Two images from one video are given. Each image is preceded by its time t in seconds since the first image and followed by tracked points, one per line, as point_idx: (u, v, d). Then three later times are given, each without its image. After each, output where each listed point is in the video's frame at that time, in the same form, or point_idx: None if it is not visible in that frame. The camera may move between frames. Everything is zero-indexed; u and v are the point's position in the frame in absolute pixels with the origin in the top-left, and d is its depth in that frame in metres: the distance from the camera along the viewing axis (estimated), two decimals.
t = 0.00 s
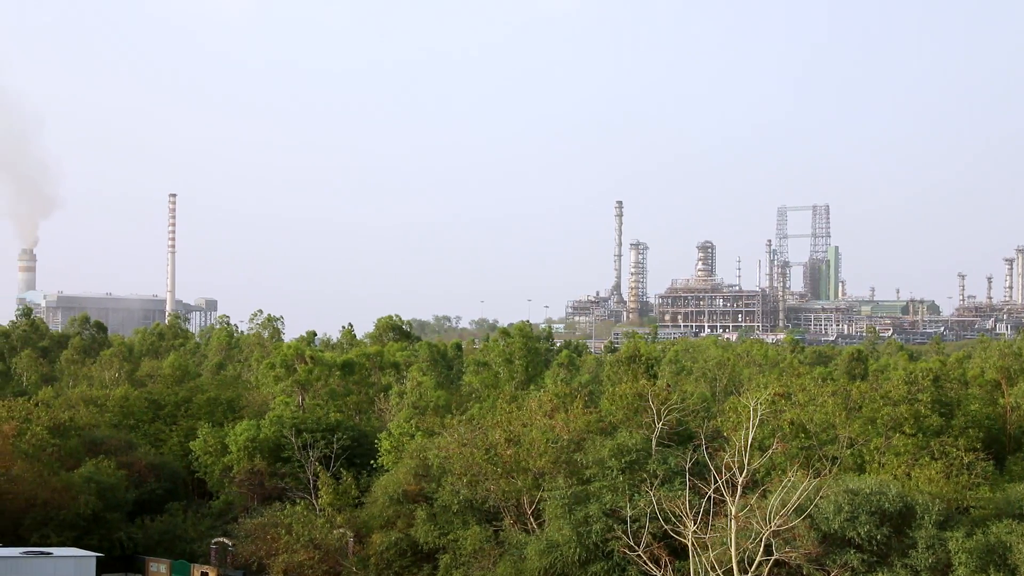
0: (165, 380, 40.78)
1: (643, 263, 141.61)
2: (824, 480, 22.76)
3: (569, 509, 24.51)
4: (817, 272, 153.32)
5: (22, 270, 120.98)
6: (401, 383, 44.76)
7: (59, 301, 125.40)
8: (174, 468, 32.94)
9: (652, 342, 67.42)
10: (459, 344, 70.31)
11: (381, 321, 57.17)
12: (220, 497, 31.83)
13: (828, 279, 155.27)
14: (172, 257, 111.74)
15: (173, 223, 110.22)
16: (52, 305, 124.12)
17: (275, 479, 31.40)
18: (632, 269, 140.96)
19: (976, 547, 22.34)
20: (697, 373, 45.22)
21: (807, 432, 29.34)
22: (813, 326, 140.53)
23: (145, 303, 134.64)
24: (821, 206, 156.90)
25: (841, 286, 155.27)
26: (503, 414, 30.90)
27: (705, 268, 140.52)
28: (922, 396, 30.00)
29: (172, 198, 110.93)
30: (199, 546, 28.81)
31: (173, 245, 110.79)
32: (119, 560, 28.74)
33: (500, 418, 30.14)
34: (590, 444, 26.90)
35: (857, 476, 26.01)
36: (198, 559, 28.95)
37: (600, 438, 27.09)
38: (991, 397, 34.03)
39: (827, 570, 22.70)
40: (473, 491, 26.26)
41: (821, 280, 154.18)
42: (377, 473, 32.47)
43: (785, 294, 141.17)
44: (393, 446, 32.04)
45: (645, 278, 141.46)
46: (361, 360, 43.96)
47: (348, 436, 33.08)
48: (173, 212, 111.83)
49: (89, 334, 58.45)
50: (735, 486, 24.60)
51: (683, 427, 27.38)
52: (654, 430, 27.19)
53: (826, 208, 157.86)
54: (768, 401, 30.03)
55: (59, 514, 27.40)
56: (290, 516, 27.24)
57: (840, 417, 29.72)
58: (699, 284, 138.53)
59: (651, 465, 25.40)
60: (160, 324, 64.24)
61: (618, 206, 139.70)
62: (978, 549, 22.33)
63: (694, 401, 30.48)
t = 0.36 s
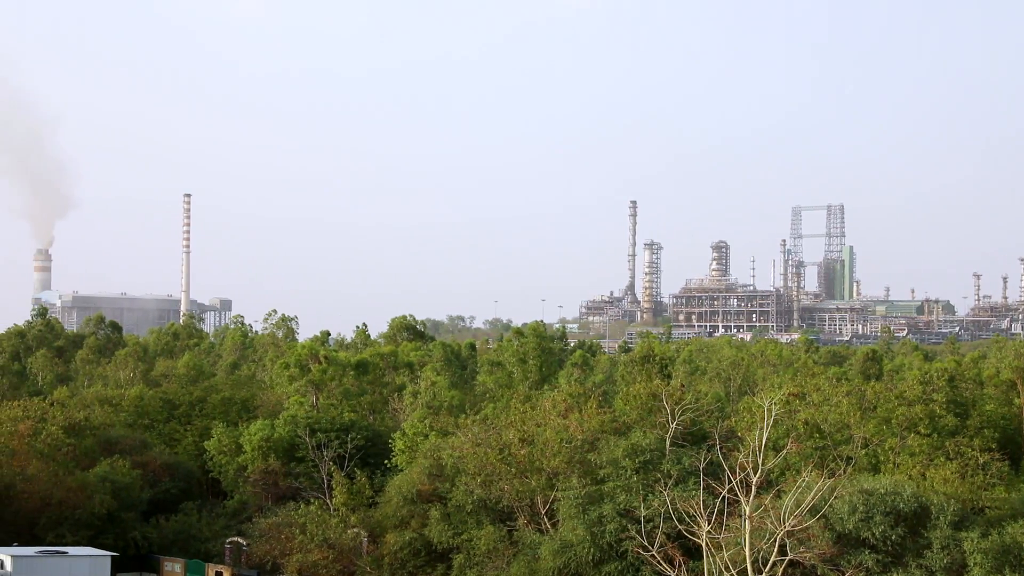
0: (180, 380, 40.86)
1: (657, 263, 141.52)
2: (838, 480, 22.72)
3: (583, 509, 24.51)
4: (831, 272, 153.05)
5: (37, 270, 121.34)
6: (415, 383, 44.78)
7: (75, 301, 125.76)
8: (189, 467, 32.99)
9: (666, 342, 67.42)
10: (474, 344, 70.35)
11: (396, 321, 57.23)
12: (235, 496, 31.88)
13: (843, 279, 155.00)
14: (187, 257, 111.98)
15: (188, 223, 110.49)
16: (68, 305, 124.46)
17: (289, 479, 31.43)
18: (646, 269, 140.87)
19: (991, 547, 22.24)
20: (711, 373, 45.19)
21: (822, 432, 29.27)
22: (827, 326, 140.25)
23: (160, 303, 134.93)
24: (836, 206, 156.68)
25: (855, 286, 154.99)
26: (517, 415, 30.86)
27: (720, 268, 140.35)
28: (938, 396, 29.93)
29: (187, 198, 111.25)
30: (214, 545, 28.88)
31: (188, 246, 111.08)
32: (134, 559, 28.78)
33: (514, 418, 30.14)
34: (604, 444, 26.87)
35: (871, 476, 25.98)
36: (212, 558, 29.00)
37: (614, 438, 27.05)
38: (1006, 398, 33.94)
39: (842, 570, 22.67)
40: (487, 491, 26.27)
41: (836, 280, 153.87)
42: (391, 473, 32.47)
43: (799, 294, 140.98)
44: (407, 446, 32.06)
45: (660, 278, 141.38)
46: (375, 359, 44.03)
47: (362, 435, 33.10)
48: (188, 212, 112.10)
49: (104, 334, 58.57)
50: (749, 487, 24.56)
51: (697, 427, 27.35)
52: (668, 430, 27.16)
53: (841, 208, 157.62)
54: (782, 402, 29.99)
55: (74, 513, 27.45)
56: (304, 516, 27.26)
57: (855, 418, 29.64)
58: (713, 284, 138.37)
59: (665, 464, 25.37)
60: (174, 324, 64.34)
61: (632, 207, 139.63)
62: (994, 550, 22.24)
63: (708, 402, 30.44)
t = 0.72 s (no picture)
0: (186, 380, 40.87)
1: (663, 263, 141.50)
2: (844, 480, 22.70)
3: (589, 509, 24.51)
4: (837, 272, 153.00)
5: (44, 269, 121.43)
6: (421, 383, 44.77)
7: (82, 301, 125.85)
8: (196, 467, 33.01)
9: (671, 341, 67.50)
10: (480, 343, 70.40)
11: (402, 321, 57.25)
12: (241, 496, 31.92)
13: (849, 278, 154.94)
14: (193, 256, 112.04)
15: (195, 223, 110.54)
16: (75, 305, 124.59)
17: (296, 479, 31.44)
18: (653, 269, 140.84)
19: (998, 548, 22.20)
20: (717, 373, 45.21)
21: (829, 432, 29.26)
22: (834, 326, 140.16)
23: (167, 302, 135.00)
24: (842, 206, 156.65)
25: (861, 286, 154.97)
26: (523, 414, 30.84)
27: (726, 268, 140.25)
28: (944, 396, 29.92)
29: (194, 197, 111.34)
30: (220, 545, 28.94)
31: (194, 245, 111.13)
32: (140, 559, 28.81)
33: (520, 418, 30.14)
34: (610, 444, 26.86)
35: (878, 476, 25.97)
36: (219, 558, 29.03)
37: (620, 438, 27.04)
38: (1012, 398, 33.92)
39: (849, 571, 22.64)
40: (494, 491, 26.27)
41: (842, 279, 153.81)
42: (397, 473, 32.48)
43: (805, 294, 140.95)
44: (414, 446, 32.08)
45: (666, 278, 141.34)
46: (382, 359, 44.11)
47: (368, 435, 33.10)
48: (195, 211, 112.16)
49: (111, 333, 58.62)
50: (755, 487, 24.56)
51: (703, 427, 27.36)
52: (674, 430, 27.16)
53: (847, 208, 157.61)
54: (789, 401, 29.97)
55: (81, 513, 27.47)
56: (311, 516, 27.27)
57: (861, 417, 29.61)
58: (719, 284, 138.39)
59: (671, 464, 25.35)
60: (181, 324, 64.34)
61: (638, 207, 139.55)
62: (1001, 550, 22.20)
63: (714, 401, 30.42)
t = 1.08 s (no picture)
0: (186, 380, 40.83)
1: (663, 263, 141.49)
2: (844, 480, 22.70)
3: (588, 509, 24.51)
4: (837, 272, 153.06)
5: (44, 270, 121.40)
6: (421, 383, 44.73)
7: (82, 301, 125.81)
8: (195, 467, 33.00)
9: (671, 341, 67.48)
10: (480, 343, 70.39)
11: (402, 321, 57.22)
12: (241, 496, 31.92)
13: (849, 278, 154.96)
14: (193, 256, 111.99)
15: (195, 223, 110.44)
16: (74, 305, 124.56)
17: (295, 479, 31.43)
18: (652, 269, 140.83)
19: (998, 548, 22.21)
20: (717, 373, 45.21)
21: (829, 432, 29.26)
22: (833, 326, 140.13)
23: (167, 301, 134.96)
24: (842, 206, 156.64)
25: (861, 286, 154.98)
26: (523, 414, 30.81)
27: (726, 268, 140.22)
28: (944, 396, 29.91)
29: (194, 197, 111.31)
30: (220, 545, 28.94)
31: (194, 245, 111.11)
32: (140, 559, 28.82)
33: (520, 418, 30.12)
34: (610, 444, 26.85)
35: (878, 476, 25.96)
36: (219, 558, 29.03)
37: (620, 438, 27.03)
38: (1012, 397, 33.91)
39: (848, 570, 22.63)
40: (493, 491, 26.27)
41: (842, 279, 153.90)
42: (397, 473, 32.47)
43: (804, 294, 140.96)
44: (414, 445, 32.06)
45: (666, 277, 141.32)
46: (382, 359, 44.11)
47: (368, 435, 33.09)
48: (195, 210, 112.12)
49: (111, 333, 58.59)
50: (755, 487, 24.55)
51: (703, 427, 27.35)
52: (674, 430, 27.15)
53: (847, 207, 157.69)
54: (788, 402, 29.97)
55: (81, 513, 27.46)
56: (311, 516, 27.25)
57: (861, 417, 29.60)
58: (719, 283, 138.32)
59: (671, 465, 25.33)
60: (181, 324, 64.31)
61: (638, 207, 139.54)
62: (1001, 550, 22.20)
63: (714, 401, 30.39)
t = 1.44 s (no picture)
0: (186, 380, 40.82)
1: (663, 263, 141.51)
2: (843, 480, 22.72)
3: (588, 509, 24.51)
4: (837, 271, 153.15)
5: (44, 270, 121.42)
6: (421, 383, 44.73)
7: (82, 301, 125.86)
8: (195, 467, 33.00)
9: (671, 341, 67.42)
10: (479, 342, 70.37)
11: (402, 320, 57.22)
12: (241, 496, 31.92)
13: (849, 278, 154.96)
14: (193, 256, 112.02)
15: (195, 223, 110.48)
16: (74, 305, 124.62)
17: (295, 479, 31.41)
18: (652, 269, 140.84)
19: (998, 547, 22.21)
20: (717, 372, 45.22)
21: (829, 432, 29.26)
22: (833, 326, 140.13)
23: (167, 301, 135.00)
24: (842, 206, 156.64)
25: (861, 285, 155.02)
26: (523, 414, 30.78)
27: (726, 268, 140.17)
28: (944, 396, 29.92)
29: (194, 196, 111.39)
30: (220, 545, 28.94)
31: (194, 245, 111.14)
32: (140, 559, 28.85)
33: (520, 417, 30.12)
34: (610, 444, 26.84)
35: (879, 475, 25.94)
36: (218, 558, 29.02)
37: (620, 438, 27.02)
38: (1011, 397, 33.91)
39: (848, 570, 22.62)
40: (493, 491, 26.27)
41: (842, 279, 154.00)
42: (397, 473, 32.46)
43: (804, 294, 140.96)
44: (414, 445, 32.05)
45: (666, 277, 141.32)
46: (382, 359, 44.11)
47: (367, 435, 33.08)
48: (195, 210, 112.22)
49: (111, 333, 58.59)
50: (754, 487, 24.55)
51: (703, 427, 27.35)
52: (674, 430, 27.16)
53: (847, 207, 157.77)
54: (788, 402, 29.97)
55: (81, 512, 27.47)
56: (311, 516, 27.24)
57: (860, 417, 29.59)
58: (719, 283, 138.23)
59: (671, 464, 25.32)
60: (181, 324, 64.30)
61: (637, 207, 139.54)
62: (1001, 550, 22.20)
63: (714, 401, 30.37)
